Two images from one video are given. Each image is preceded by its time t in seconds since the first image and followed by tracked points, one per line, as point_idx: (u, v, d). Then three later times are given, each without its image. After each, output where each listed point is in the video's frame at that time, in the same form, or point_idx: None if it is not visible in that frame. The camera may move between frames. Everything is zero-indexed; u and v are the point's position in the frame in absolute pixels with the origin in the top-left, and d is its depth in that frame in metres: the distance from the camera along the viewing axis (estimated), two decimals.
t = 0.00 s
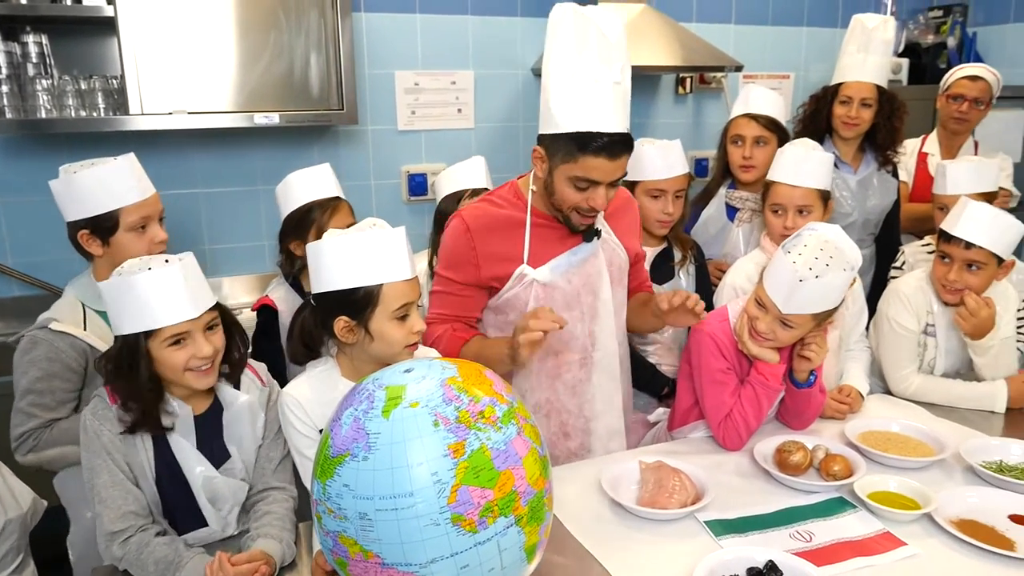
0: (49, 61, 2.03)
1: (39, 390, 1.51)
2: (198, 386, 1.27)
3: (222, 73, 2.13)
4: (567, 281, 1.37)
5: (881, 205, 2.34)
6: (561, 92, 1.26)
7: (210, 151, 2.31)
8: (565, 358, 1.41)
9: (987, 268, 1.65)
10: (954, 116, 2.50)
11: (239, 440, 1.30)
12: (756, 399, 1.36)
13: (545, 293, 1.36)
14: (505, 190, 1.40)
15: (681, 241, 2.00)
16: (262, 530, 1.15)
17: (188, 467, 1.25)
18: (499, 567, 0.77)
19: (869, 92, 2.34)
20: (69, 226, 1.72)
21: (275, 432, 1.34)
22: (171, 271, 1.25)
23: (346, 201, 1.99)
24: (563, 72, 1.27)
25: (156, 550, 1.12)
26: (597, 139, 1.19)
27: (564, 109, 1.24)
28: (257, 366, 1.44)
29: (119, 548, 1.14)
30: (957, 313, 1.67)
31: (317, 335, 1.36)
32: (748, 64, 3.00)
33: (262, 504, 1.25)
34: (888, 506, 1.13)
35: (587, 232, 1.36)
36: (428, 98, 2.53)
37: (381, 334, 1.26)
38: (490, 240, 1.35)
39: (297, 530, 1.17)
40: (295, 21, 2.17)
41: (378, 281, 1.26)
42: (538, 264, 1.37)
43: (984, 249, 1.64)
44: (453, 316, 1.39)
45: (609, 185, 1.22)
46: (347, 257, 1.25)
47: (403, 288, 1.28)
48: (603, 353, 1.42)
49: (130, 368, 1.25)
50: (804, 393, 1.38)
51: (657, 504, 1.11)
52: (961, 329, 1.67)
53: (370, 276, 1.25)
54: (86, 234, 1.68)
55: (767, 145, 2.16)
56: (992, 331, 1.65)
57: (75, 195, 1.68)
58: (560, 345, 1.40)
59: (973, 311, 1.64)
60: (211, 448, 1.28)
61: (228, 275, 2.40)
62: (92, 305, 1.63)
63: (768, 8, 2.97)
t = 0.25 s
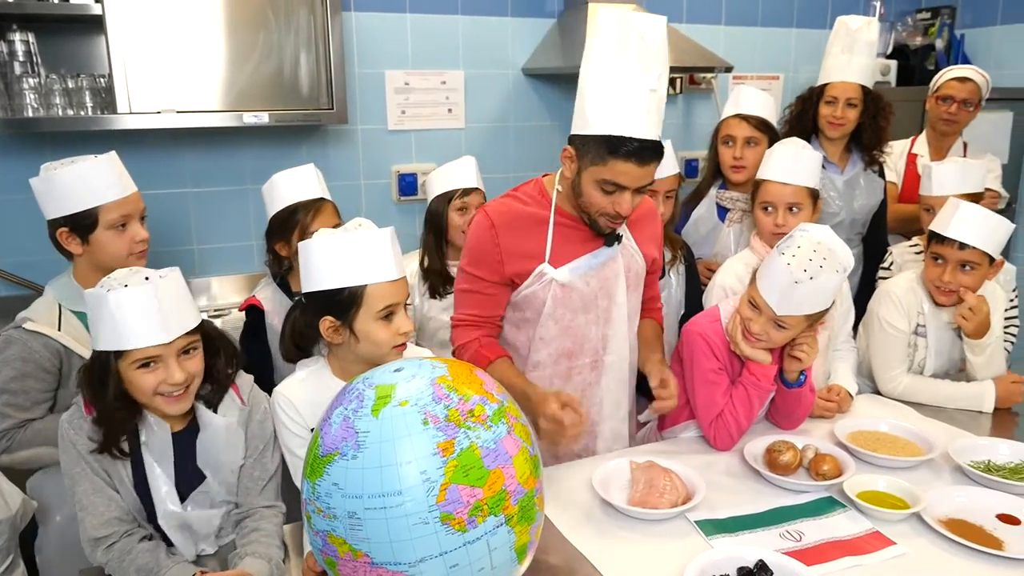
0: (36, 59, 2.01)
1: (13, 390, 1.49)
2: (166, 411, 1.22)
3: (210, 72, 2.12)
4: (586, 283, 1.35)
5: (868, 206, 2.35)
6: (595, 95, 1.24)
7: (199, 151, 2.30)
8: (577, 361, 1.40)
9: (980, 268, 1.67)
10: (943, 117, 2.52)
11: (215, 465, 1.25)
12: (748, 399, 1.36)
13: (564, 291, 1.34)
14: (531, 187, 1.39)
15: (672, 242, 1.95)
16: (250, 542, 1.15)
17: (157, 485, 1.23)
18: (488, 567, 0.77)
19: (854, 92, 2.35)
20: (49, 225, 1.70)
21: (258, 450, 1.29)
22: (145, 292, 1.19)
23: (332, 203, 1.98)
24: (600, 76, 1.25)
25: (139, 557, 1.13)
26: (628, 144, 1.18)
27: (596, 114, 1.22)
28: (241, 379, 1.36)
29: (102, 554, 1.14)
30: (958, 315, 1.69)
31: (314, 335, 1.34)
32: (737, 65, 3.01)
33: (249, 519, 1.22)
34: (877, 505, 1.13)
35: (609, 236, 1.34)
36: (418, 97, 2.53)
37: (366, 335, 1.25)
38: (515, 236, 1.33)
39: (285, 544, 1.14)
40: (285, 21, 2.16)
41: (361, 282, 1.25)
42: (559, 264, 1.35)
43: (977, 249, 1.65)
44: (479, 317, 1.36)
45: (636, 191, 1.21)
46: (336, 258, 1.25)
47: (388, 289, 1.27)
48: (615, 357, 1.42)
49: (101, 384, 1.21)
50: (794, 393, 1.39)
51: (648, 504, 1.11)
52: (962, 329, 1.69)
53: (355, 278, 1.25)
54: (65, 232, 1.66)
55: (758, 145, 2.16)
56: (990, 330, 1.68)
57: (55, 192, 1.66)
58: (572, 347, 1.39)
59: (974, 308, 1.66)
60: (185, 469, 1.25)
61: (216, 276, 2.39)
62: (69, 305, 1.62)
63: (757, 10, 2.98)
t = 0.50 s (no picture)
0: (29, 58, 1.99)
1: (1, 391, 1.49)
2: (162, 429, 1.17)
3: (206, 71, 2.11)
4: (591, 291, 1.35)
5: (862, 204, 2.35)
6: (614, 107, 1.23)
7: (194, 150, 2.29)
8: (579, 366, 1.40)
9: (978, 269, 1.68)
10: (940, 116, 2.52)
11: (206, 478, 1.21)
12: (749, 399, 1.36)
13: (567, 298, 1.34)
14: (540, 190, 1.37)
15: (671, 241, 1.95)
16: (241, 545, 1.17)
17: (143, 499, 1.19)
18: (484, 567, 0.76)
19: (846, 91, 2.36)
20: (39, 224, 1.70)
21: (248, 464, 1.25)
22: (157, 310, 1.13)
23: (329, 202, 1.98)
24: (620, 87, 1.24)
25: (130, 559, 1.13)
26: (649, 156, 1.17)
27: (616, 126, 1.21)
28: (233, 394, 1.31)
29: (94, 557, 1.14)
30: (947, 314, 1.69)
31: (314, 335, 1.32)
32: (734, 64, 3.01)
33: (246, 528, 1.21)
34: (874, 505, 1.13)
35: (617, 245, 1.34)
36: (414, 97, 2.52)
37: (363, 335, 1.25)
38: (524, 240, 1.31)
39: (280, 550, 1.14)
40: (280, 20, 2.16)
41: (359, 281, 1.25)
42: (565, 271, 1.34)
43: (975, 252, 1.65)
44: (489, 324, 1.32)
45: (655, 202, 1.19)
46: (336, 258, 1.25)
47: (385, 290, 1.27)
48: (619, 365, 1.42)
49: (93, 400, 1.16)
50: (790, 392, 1.39)
51: (645, 504, 1.11)
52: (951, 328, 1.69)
53: (354, 278, 1.25)
54: (54, 232, 1.66)
55: (753, 145, 2.16)
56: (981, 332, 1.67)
57: (44, 191, 1.66)
58: (573, 353, 1.39)
59: (963, 310, 1.66)
60: (175, 483, 1.22)
61: (212, 276, 2.38)
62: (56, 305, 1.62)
63: (753, 9, 2.98)
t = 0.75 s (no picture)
0: (28, 58, 1.99)
1: None
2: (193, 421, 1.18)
3: (204, 71, 2.11)
4: (582, 287, 1.35)
5: (859, 202, 2.36)
6: (585, 88, 1.23)
7: (192, 149, 2.29)
8: (568, 363, 1.40)
9: (974, 268, 1.68)
10: (939, 115, 2.52)
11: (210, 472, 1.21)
12: (754, 397, 1.36)
13: (558, 297, 1.33)
14: (522, 189, 1.36)
15: (673, 240, 1.97)
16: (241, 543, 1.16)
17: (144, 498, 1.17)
18: (478, 572, 0.76)
19: (842, 90, 2.36)
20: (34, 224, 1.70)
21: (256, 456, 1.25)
22: (195, 304, 1.15)
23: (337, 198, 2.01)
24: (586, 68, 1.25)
25: (129, 559, 1.12)
26: (632, 136, 1.17)
27: (590, 106, 1.21)
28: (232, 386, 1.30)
29: (92, 561, 1.13)
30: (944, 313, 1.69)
31: (317, 331, 1.34)
32: (732, 63, 3.01)
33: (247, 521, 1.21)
34: (874, 503, 1.13)
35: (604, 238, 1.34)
36: (413, 96, 2.52)
37: (373, 336, 1.26)
38: (515, 240, 1.30)
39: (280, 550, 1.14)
40: (279, 19, 2.15)
41: (371, 282, 1.26)
42: (557, 270, 1.33)
43: (969, 249, 1.66)
44: (496, 332, 1.29)
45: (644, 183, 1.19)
46: (346, 259, 1.25)
47: (395, 291, 1.28)
48: (605, 359, 1.42)
49: (117, 400, 1.14)
50: (784, 392, 1.39)
51: (645, 502, 1.11)
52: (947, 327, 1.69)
53: (366, 278, 1.26)
54: (50, 232, 1.66)
55: (751, 144, 2.16)
56: (977, 331, 1.67)
57: (40, 192, 1.65)
58: (566, 351, 1.39)
59: (960, 309, 1.66)
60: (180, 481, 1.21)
61: (210, 275, 2.37)
62: (51, 306, 1.62)
63: (752, 8, 2.98)
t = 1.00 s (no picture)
0: (29, 55, 1.99)
1: None
2: (203, 410, 1.19)
3: (205, 69, 2.10)
4: (571, 283, 1.35)
5: (859, 200, 2.36)
6: (561, 76, 1.24)
7: (193, 147, 2.28)
8: (566, 361, 1.40)
9: (973, 267, 1.68)
10: (941, 114, 2.52)
11: (218, 464, 1.22)
12: (757, 395, 1.36)
13: (547, 294, 1.34)
14: (505, 189, 1.36)
15: (676, 240, 1.98)
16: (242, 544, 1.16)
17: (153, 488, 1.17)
18: None
19: (839, 88, 2.37)
20: (38, 223, 1.69)
21: (266, 445, 1.26)
22: (208, 292, 1.15)
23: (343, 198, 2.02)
24: (564, 58, 1.25)
25: (130, 558, 1.12)
26: (603, 126, 1.16)
27: (564, 94, 1.22)
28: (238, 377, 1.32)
29: (92, 559, 1.13)
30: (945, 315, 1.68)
31: (323, 330, 1.36)
32: (734, 62, 3.00)
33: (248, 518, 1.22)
34: (875, 503, 1.13)
35: (591, 230, 1.34)
36: (414, 94, 2.52)
37: (382, 339, 1.26)
38: (500, 241, 1.30)
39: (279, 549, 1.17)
40: (280, 17, 2.15)
41: (383, 284, 1.26)
42: (543, 267, 1.33)
43: (969, 249, 1.66)
44: (487, 333, 1.30)
45: (617, 175, 1.18)
46: (354, 258, 1.25)
47: (407, 293, 1.28)
48: (602, 353, 1.42)
49: (131, 392, 1.13)
50: (788, 389, 1.39)
51: (645, 498, 1.11)
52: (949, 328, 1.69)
53: (377, 279, 1.25)
54: (57, 231, 1.65)
55: (751, 143, 2.16)
56: (977, 330, 1.68)
57: (47, 190, 1.65)
58: (560, 350, 1.39)
59: (961, 310, 1.66)
60: (188, 477, 1.20)
61: (211, 273, 2.37)
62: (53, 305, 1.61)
63: (753, 7, 2.98)
